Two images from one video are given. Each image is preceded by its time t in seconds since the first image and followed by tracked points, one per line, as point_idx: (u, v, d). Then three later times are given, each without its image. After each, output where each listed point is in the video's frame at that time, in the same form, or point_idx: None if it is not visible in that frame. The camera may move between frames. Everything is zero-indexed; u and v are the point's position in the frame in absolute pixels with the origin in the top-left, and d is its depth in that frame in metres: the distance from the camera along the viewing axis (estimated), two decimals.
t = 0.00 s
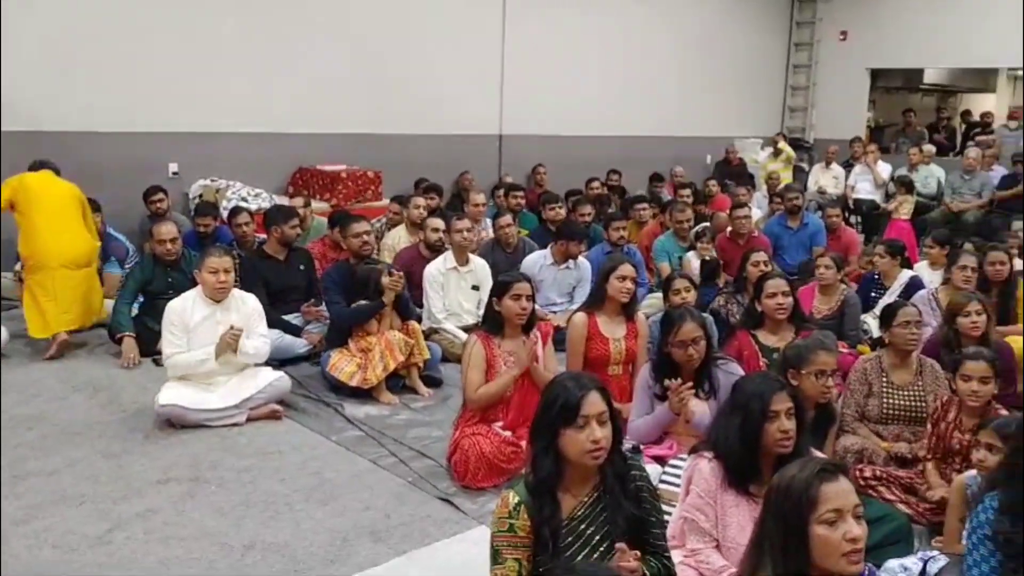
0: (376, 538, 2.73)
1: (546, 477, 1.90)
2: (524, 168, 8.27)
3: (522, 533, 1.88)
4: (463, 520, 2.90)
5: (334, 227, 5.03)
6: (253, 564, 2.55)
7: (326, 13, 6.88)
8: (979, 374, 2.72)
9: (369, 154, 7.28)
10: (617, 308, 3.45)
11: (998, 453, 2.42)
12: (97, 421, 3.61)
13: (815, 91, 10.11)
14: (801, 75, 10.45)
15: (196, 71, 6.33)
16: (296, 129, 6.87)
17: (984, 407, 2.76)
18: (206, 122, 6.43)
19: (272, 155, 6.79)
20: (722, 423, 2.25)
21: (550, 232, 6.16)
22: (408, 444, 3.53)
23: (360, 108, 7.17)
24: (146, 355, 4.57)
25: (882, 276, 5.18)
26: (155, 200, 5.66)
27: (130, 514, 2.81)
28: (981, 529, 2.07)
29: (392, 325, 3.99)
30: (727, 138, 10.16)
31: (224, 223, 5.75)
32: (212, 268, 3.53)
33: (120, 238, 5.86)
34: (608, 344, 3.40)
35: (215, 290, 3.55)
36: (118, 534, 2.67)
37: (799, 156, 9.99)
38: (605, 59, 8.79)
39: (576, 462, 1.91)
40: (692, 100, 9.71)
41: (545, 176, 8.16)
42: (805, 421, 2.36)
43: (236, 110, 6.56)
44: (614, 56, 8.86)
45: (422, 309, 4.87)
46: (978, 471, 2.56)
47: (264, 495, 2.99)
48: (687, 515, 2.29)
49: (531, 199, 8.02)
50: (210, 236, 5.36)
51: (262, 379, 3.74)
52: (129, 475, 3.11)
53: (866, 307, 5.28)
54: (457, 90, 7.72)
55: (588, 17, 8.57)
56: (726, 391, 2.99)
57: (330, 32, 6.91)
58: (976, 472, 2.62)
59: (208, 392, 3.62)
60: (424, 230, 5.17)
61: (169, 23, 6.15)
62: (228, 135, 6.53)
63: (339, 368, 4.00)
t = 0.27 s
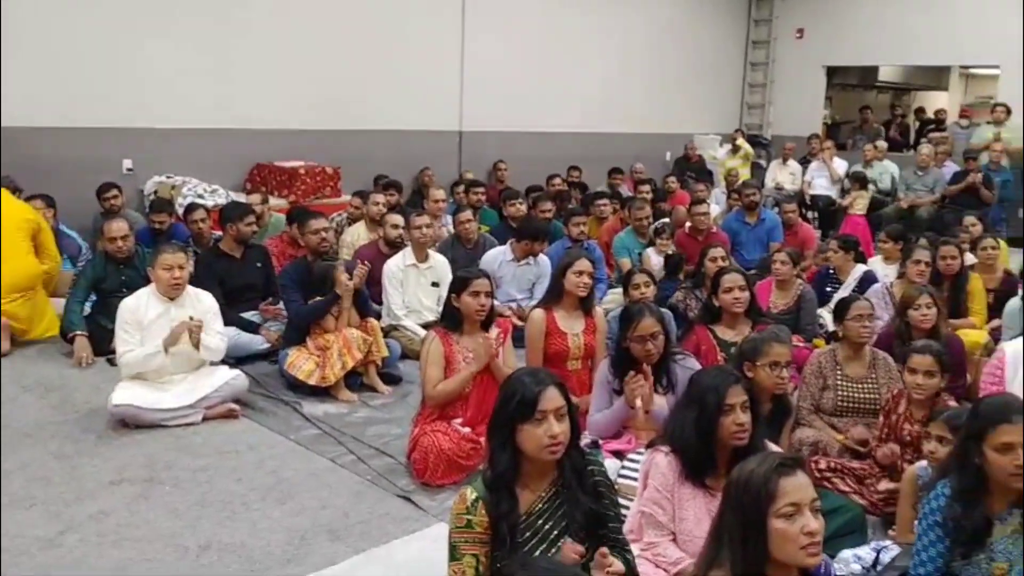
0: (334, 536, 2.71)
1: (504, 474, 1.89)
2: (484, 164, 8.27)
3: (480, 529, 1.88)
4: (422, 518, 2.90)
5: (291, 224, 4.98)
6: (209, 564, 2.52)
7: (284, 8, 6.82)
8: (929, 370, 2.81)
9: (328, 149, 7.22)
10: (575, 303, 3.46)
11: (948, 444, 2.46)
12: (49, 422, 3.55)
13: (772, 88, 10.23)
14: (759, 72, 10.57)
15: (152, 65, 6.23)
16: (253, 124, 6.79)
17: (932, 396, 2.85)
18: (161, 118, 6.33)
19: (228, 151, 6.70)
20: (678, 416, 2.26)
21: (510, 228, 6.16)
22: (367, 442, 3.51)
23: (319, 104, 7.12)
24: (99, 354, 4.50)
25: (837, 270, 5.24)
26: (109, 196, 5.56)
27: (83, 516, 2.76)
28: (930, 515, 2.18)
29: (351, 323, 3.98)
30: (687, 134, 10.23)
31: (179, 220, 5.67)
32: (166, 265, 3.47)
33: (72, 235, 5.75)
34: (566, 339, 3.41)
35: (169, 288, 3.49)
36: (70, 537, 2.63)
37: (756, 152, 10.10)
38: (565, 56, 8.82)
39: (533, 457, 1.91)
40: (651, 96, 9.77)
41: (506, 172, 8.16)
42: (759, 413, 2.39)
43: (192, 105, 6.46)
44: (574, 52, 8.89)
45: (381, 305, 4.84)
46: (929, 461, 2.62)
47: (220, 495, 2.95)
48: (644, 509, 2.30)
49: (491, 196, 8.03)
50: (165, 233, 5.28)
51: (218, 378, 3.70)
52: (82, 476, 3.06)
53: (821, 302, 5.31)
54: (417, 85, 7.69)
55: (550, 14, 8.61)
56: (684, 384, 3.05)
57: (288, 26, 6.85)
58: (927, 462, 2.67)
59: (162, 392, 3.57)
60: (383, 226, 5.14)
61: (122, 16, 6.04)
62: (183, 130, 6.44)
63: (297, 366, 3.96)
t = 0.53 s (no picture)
0: (295, 537, 2.69)
1: (468, 471, 1.89)
2: (447, 160, 8.25)
3: (443, 527, 1.87)
4: (385, 516, 2.88)
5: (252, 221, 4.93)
6: (167, 567, 2.49)
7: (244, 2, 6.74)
8: (875, 368, 2.86)
9: (290, 146, 7.15)
10: (537, 300, 3.46)
11: (904, 436, 2.50)
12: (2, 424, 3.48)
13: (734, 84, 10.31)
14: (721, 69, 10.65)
15: (111, 59, 6.13)
16: (213, 120, 6.71)
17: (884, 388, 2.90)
18: (118, 113, 6.22)
19: (187, 147, 6.62)
20: (640, 412, 2.27)
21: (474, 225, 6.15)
22: (329, 441, 3.48)
23: (280, 100, 7.04)
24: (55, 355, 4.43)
25: (797, 266, 5.29)
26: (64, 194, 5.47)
27: (37, 520, 2.71)
28: (891, 504, 2.18)
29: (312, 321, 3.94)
30: (650, 131, 10.29)
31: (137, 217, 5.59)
32: (123, 262, 3.41)
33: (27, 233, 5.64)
34: (529, 337, 3.41)
35: (127, 285, 3.44)
36: (24, 541, 2.58)
37: (718, 149, 10.18)
38: (528, 52, 8.82)
39: (496, 454, 1.91)
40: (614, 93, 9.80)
41: (469, 169, 8.15)
42: (720, 409, 2.40)
43: (150, 101, 6.36)
44: (539, 49, 8.90)
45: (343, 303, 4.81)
46: (886, 453, 2.65)
47: (179, 496, 2.92)
48: (606, 505, 2.30)
49: (455, 193, 8.01)
50: (123, 231, 5.20)
51: (177, 377, 3.65)
52: (36, 479, 3.00)
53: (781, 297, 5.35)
54: (379, 81, 7.64)
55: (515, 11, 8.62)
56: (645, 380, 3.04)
57: (248, 21, 6.78)
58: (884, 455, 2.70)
59: (120, 392, 3.52)
60: (345, 223, 5.11)
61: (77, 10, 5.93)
62: (141, 127, 6.34)
63: (257, 365, 3.92)
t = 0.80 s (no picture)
0: (253, 537, 2.66)
1: (429, 468, 1.88)
2: (408, 156, 8.21)
3: (402, 524, 1.85)
4: (345, 516, 2.87)
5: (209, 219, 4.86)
6: (124, 570, 2.45)
7: None
8: (818, 363, 2.88)
9: (248, 142, 7.07)
10: (499, 297, 3.46)
11: (858, 428, 2.54)
12: None
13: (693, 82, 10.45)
14: (680, 67, 10.71)
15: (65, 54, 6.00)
16: (169, 117, 6.60)
17: (833, 382, 2.92)
18: (71, 109, 6.09)
19: (142, 144, 6.51)
20: (599, 407, 2.28)
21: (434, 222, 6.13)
22: (289, 440, 3.45)
23: (237, 97, 6.96)
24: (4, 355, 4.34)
25: (755, 262, 5.33)
26: (15, 191, 5.35)
27: None
28: (844, 494, 2.15)
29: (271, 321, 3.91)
30: (610, 128, 10.33)
31: (90, 215, 5.49)
32: (78, 263, 3.35)
33: None
34: (491, 334, 3.41)
35: (81, 285, 3.37)
36: None
37: (678, 146, 10.25)
38: (488, 48, 8.80)
39: (456, 451, 1.91)
40: (575, 91, 9.83)
41: (430, 165, 8.12)
42: (679, 404, 2.41)
43: (103, 96, 6.24)
44: (500, 45, 8.89)
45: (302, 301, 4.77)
46: (842, 446, 2.68)
47: (135, 498, 2.88)
48: (567, 501, 2.30)
49: (415, 189, 7.98)
50: (75, 229, 5.10)
51: (132, 377, 3.61)
52: None
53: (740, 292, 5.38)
54: (339, 77, 7.58)
55: (475, 8, 8.61)
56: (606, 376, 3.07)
57: (205, 16, 6.68)
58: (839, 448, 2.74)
59: (73, 393, 3.46)
60: (304, 220, 5.06)
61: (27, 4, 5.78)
62: (95, 122, 6.22)
63: (215, 364, 3.88)
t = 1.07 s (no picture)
0: (215, 538, 2.64)
1: (392, 463, 1.87)
2: (370, 153, 8.16)
3: (366, 521, 1.85)
4: (308, 515, 2.85)
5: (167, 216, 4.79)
6: (82, 573, 2.41)
7: None
8: (766, 358, 2.94)
9: (207, 139, 6.97)
10: (464, 294, 3.45)
11: (818, 420, 2.56)
12: None
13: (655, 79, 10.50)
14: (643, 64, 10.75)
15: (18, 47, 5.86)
16: (126, 113, 6.49)
17: (783, 374, 2.97)
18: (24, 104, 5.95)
19: (98, 141, 6.39)
20: (563, 404, 2.28)
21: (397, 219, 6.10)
22: (251, 440, 3.42)
23: (196, 92, 6.85)
24: None
25: (717, 258, 5.36)
26: None
27: None
28: (805, 485, 2.14)
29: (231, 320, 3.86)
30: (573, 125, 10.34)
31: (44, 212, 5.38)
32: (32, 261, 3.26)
33: None
34: (455, 331, 3.40)
35: (36, 282, 3.29)
36: None
37: (640, 142, 10.30)
38: (451, 45, 8.77)
39: (418, 447, 1.90)
40: (538, 87, 9.83)
41: (393, 162, 8.08)
42: (643, 399, 2.42)
43: (58, 91, 6.10)
44: (462, 41, 8.86)
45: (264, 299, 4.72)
46: (802, 439, 2.71)
47: (94, 500, 2.83)
48: (531, 498, 2.30)
49: (378, 186, 7.94)
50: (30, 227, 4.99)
51: (89, 378, 3.56)
52: None
53: (702, 288, 5.41)
54: (300, 73, 7.51)
55: (437, 5, 8.58)
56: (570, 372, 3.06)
57: (162, 11, 6.57)
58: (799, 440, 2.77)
59: (29, 394, 3.38)
60: (265, 218, 5.01)
61: None
62: (50, 118, 6.09)
63: (175, 363, 3.83)
